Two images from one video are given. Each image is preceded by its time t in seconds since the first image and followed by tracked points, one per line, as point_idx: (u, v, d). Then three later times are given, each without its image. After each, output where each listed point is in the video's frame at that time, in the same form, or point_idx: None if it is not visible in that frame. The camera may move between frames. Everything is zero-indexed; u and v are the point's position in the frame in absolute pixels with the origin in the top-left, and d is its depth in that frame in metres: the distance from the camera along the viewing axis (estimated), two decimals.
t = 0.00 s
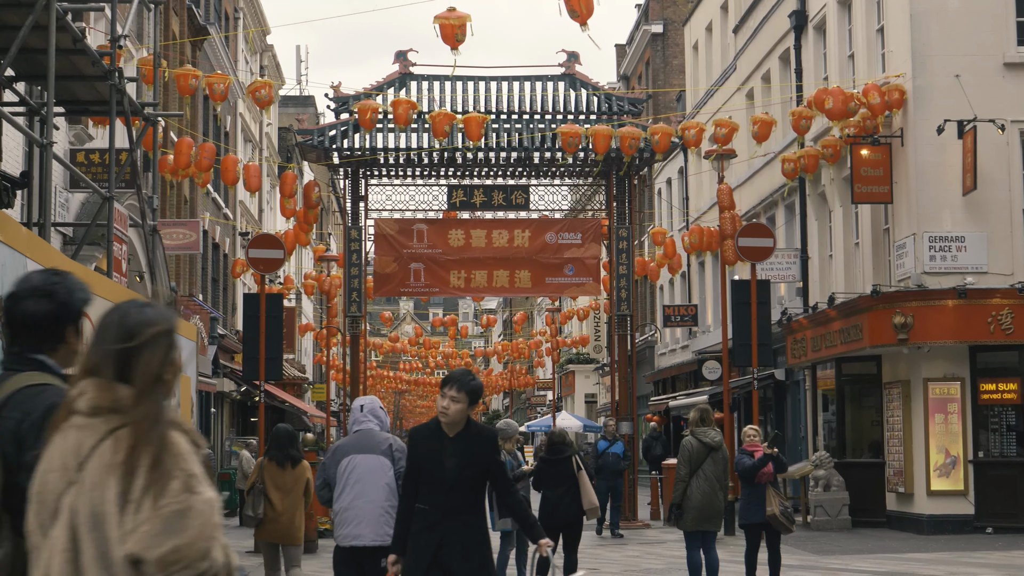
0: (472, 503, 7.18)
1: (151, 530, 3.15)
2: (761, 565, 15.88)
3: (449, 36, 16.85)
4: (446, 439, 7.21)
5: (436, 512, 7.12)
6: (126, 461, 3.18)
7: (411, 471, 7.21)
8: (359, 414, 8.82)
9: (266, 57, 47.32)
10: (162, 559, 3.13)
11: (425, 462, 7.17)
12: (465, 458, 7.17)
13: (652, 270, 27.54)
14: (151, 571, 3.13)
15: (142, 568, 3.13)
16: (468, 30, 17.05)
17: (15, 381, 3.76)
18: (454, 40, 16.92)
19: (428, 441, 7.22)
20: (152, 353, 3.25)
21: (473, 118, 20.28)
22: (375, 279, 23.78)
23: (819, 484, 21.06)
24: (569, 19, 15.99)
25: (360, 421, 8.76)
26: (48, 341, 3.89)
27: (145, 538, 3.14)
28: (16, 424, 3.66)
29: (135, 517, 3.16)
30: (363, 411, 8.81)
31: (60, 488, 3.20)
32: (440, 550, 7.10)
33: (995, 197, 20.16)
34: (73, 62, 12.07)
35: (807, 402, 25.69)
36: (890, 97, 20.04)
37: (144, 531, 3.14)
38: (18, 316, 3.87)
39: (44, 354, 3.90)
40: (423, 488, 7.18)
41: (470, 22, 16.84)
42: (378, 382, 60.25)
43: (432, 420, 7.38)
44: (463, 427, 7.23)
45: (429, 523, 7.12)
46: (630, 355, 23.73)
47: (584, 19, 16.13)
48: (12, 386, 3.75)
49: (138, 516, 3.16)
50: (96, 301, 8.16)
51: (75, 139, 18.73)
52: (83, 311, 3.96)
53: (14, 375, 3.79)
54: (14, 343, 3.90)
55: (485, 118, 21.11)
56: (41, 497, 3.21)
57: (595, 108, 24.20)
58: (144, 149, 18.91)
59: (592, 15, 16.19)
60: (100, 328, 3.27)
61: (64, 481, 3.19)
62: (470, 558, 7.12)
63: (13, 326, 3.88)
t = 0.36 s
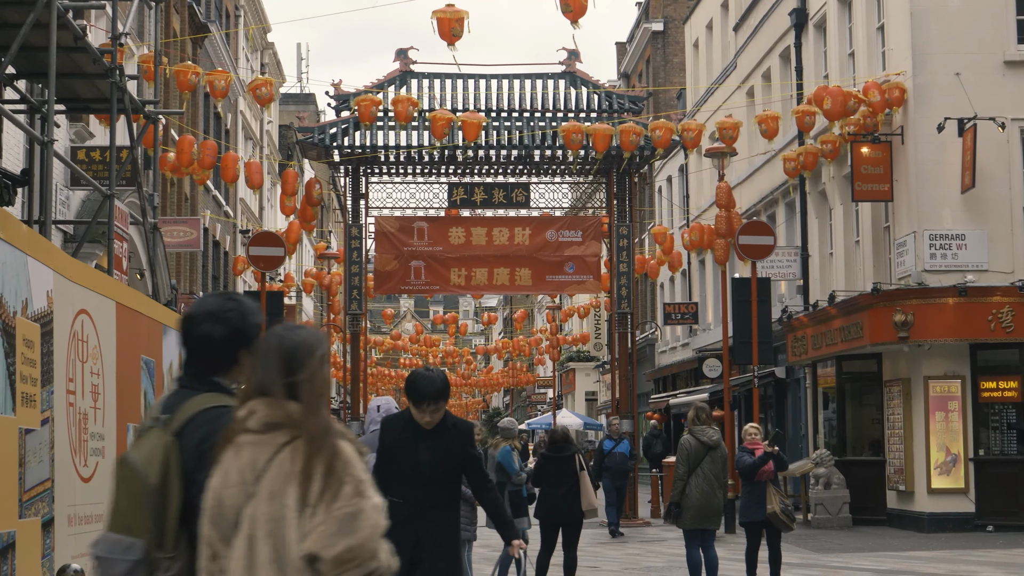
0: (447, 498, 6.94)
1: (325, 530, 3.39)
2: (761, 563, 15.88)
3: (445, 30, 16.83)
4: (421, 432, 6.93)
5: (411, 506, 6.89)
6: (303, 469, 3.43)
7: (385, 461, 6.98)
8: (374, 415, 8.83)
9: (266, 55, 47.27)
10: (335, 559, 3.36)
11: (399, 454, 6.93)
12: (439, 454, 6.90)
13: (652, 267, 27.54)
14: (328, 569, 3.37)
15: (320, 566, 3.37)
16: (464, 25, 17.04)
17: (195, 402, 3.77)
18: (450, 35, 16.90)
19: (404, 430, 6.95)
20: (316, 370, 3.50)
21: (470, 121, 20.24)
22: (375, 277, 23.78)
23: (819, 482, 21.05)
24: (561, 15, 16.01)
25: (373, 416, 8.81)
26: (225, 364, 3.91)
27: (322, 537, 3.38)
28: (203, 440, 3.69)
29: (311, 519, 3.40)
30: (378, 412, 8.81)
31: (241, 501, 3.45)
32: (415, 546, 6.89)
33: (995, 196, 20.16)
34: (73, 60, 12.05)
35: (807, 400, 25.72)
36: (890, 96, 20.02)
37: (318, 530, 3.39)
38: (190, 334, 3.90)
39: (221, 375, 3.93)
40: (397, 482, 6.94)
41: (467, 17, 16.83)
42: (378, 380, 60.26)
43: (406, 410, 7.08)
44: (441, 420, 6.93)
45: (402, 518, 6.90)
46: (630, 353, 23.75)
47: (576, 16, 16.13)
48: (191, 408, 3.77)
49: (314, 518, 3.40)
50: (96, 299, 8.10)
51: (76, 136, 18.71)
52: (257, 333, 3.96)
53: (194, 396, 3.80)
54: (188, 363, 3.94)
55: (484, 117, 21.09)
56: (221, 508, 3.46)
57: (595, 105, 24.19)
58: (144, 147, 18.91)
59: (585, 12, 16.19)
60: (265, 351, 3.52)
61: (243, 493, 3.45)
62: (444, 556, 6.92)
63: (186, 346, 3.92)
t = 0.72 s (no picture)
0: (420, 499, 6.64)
1: (464, 518, 3.67)
2: (763, 560, 15.89)
3: (439, 27, 16.81)
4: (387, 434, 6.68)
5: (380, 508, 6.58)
6: (445, 460, 3.73)
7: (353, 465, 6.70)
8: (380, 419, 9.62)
9: (267, 52, 47.22)
10: (471, 543, 3.64)
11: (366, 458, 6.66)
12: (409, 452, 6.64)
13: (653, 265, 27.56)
14: (465, 553, 3.64)
15: (457, 550, 3.65)
16: (458, 23, 17.00)
17: (335, 394, 4.23)
18: (443, 32, 16.87)
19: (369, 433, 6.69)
20: (461, 369, 3.84)
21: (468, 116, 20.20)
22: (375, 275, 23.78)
23: (819, 480, 21.08)
24: (562, 11, 16.01)
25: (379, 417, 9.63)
26: (357, 361, 4.40)
27: (461, 522, 3.66)
28: (345, 428, 4.15)
29: (451, 506, 3.69)
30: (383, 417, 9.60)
31: (386, 484, 3.77)
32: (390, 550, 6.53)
33: (996, 194, 20.16)
34: (75, 58, 12.03)
35: (808, 398, 25.74)
36: (890, 94, 20.03)
37: (457, 519, 3.67)
38: (326, 334, 4.42)
39: (352, 368, 4.41)
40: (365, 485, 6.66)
41: (461, 15, 16.81)
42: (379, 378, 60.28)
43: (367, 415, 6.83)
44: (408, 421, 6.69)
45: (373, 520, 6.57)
46: (630, 351, 23.74)
47: (577, 11, 16.13)
48: (331, 400, 4.22)
49: (454, 506, 3.69)
50: (96, 296, 8.09)
51: (76, 134, 18.71)
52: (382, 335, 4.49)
53: (332, 390, 4.26)
54: (322, 361, 4.43)
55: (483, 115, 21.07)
56: (365, 492, 3.80)
57: (596, 104, 24.17)
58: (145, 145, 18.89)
59: (585, 8, 16.19)
60: (413, 351, 3.88)
61: (389, 478, 3.77)
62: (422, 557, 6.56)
63: (321, 343, 4.43)
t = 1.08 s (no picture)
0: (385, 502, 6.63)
1: (613, 509, 3.84)
2: (764, 559, 15.89)
3: (434, 21, 16.80)
4: (348, 434, 6.70)
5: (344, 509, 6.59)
6: (590, 453, 3.93)
7: (315, 468, 6.68)
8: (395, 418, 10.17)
9: (269, 50, 47.25)
10: (622, 531, 3.79)
11: (329, 459, 6.66)
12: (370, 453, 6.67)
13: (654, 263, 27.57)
14: (614, 539, 3.80)
15: (606, 537, 3.82)
16: (456, 19, 17.00)
17: (439, 395, 4.57)
18: (439, 28, 16.86)
19: (327, 437, 6.70)
20: (607, 370, 4.09)
21: (470, 113, 20.18)
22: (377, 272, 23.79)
23: (821, 478, 21.11)
24: (558, 8, 15.99)
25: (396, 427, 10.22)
26: (457, 362, 4.75)
27: (609, 511, 3.83)
28: (453, 426, 4.49)
29: (598, 497, 3.87)
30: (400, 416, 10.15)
31: (525, 471, 3.98)
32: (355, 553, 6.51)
33: (998, 192, 20.13)
34: (75, 56, 12.02)
35: (809, 396, 25.74)
36: (892, 92, 20.01)
37: (606, 508, 3.84)
38: (428, 337, 4.77)
39: (454, 367, 4.77)
40: (325, 486, 6.65)
41: (459, 11, 16.80)
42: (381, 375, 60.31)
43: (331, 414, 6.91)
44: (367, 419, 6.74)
45: (338, 524, 6.56)
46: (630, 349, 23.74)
47: (573, 8, 16.12)
48: (436, 400, 4.57)
49: (601, 496, 3.87)
50: (97, 293, 8.08)
51: (77, 132, 18.73)
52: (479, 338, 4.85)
53: (437, 391, 4.60)
54: (426, 363, 4.80)
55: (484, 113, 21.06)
56: (504, 477, 4.01)
57: (597, 101, 24.16)
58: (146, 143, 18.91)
59: (582, 6, 16.17)
60: (556, 350, 4.12)
61: (528, 466, 3.97)
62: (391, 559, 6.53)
63: (425, 346, 4.79)
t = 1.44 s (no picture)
0: (362, 505, 6.65)
1: (713, 514, 4.00)
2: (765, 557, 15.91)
3: (441, 25, 16.79)
4: (338, 432, 6.63)
5: (325, 511, 6.54)
6: (690, 461, 4.10)
7: (302, 465, 6.57)
8: (409, 413, 10.17)
9: (270, 49, 47.31)
10: (721, 534, 3.96)
11: (319, 456, 6.57)
12: (357, 454, 6.62)
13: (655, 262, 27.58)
14: (714, 542, 3.98)
15: (707, 540, 3.99)
16: (462, 22, 17.00)
17: (543, 409, 4.62)
18: (446, 31, 16.85)
19: (320, 435, 6.60)
20: (704, 382, 4.28)
21: (473, 111, 20.18)
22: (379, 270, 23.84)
23: (822, 477, 21.13)
24: (559, 14, 15.98)
25: (408, 421, 10.05)
26: (562, 378, 4.80)
27: (709, 516, 4.00)
28: (555, 442, 4.54)
29: (698, 502, 4.04)
30: (412, 410, 10.16)
31: (629, 481, 4.15)
32: (325, 555, 6.53)
33: (1000, 191, 20.13)
34: (77, 54, 12.01)
35: (809, 395, 25.74)
36: (893, 91, 20.03)
37: (707, 514, 4.01)
38: (535, 350, 4.83)
39: (558, 385, 4.83)
40: (308, 485, 6.58)
41: (464, 14, 16.78)
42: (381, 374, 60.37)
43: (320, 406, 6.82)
44: (359, 419, 6.70)
45: (317, 524, 6.52)
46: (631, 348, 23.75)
47: (574, 13, 16.11)
48: (542, 413, 4.62)
49: (702, 501, 4.04)
50: (99, 292, 8.09)
51: (78, 130, 18.75)
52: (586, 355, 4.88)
53: (542, 404, 4.65)
54: (533, 374, 4.85)
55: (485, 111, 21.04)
56: (609, 489, 4.19)
57: (598, 100, 24.16)
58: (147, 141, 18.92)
59: (582, 10, 16.17)
60: (658, 363, 4.29)
61: (632, 476, 4.15)
62: (360, 559, 6.59)
63: (531, 360, 4.85)
